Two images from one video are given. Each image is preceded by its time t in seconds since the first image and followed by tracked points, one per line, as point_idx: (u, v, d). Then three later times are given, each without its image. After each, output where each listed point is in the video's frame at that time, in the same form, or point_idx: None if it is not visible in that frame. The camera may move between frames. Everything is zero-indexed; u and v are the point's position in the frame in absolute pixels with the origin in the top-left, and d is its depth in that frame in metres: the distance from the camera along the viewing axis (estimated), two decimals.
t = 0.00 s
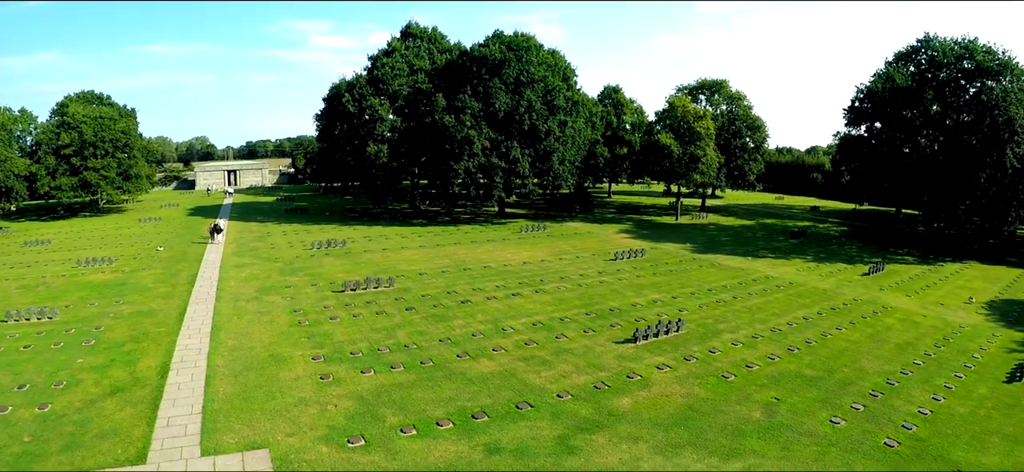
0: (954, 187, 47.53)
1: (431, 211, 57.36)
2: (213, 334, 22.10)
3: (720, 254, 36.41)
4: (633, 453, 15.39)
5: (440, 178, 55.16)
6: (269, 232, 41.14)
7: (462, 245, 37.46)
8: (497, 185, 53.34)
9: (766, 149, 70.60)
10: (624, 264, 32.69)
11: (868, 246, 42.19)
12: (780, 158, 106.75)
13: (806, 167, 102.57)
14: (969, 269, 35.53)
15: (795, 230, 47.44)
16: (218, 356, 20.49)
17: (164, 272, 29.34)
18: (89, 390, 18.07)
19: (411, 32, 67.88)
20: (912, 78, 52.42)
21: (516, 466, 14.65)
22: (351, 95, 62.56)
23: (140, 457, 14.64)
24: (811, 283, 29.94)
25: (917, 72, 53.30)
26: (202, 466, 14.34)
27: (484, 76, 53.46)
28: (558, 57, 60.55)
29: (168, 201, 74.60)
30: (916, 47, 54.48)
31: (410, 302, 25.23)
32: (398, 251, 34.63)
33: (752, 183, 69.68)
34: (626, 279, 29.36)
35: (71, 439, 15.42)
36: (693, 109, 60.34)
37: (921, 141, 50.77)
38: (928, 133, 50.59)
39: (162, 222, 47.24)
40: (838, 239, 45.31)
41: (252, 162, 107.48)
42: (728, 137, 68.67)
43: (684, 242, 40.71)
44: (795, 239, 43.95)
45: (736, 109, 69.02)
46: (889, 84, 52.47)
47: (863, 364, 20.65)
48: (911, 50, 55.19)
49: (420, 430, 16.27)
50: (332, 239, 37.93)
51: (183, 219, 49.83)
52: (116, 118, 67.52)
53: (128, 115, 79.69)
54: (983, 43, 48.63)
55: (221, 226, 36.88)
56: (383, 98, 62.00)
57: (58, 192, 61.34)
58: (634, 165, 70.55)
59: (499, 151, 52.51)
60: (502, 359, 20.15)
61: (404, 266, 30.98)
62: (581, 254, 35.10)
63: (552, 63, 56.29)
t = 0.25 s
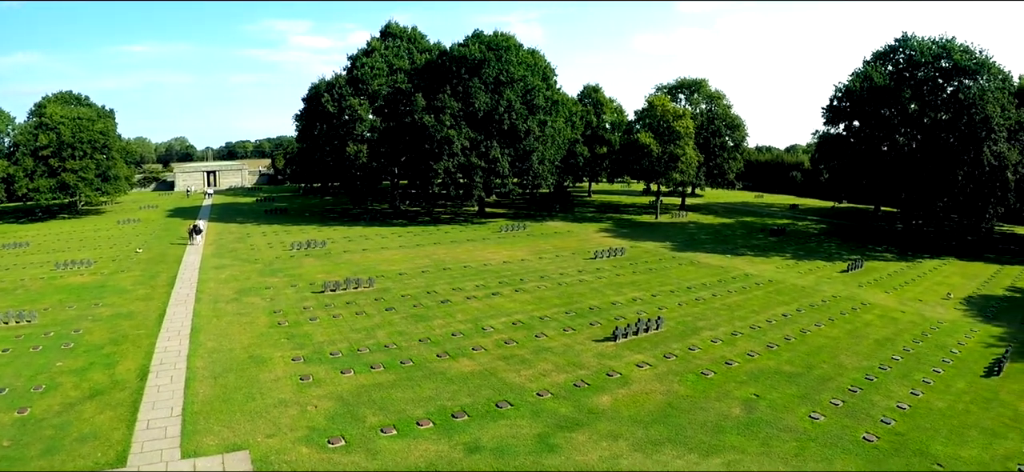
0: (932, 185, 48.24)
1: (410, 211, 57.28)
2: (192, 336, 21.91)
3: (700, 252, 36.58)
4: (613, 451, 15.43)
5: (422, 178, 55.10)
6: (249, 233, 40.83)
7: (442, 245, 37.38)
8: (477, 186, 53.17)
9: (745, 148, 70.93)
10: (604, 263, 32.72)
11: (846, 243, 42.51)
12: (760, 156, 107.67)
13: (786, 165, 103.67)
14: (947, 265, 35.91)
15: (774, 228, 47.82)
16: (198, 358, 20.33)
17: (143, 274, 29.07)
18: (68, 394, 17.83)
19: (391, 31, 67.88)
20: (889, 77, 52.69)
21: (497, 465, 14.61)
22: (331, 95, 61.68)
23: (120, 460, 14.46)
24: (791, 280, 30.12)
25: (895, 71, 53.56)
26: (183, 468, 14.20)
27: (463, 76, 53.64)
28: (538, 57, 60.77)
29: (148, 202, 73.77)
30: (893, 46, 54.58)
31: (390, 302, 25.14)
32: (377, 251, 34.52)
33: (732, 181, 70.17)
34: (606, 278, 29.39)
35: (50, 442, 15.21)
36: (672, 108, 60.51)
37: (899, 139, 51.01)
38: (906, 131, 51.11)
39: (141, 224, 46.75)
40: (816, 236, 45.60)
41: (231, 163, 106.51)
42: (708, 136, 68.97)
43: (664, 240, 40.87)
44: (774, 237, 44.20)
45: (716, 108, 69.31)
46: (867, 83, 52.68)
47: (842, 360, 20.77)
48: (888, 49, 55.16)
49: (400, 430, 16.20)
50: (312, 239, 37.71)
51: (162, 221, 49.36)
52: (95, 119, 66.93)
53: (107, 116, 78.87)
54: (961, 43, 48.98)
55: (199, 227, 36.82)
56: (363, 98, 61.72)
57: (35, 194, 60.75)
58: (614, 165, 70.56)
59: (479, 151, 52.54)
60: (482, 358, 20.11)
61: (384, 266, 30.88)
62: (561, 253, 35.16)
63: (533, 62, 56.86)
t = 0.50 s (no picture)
0: (910, 183, 48.92)
1: (390, 212, 57.14)
2: (172, 339, 21.72)
3: (680, 251, 36.73)
4: (593, 449, 15.45)
5: (400, 180, 53.56)
6: (229, 236, 40.49)
7: (422, 245, 37.31)
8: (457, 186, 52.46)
9: (725, 148, 71.20)
10: (584, 262, 32.76)
11: (825, 241, 42.83)
12: (740, 154, 108.40)
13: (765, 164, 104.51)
14: (925, 262, 36.31)
15: (754, 226, 48.11)
16: (177, 361, 20.16)
17: (123, 277, 28.79)
18: (47, 399, 17.58)
19: (371, 32, 67.63)
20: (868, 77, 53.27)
21: (478, 464, 14.59)
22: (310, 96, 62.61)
23: (100, 464, 14.29)
24: (770, 278, 30.30)
25: (874, 70, 53.95)
26: None
27: (443, 76, 53.44)
28: (518, 57, 60.61)
29: (127, 205, 72.89)
30: (871, 45, 55.31)
31: (370, 303, 25.06)
32: (358, 253, 34.43)
33: (712, 180, 70.61)
34: (586, 277, 29.45)
35: (31, 448, 14.98)
36: (652, 107, 60.58)
37: (877, 137, 51.52)
38: (884, 130, 51.57)
39: (120, 227, 46.20)
40: (796, 234, 45.89)
41: (211, 164, 105.32)
42: (687, 136, 69.41)
43: (644, 239, 40.99)
44: (753, 235, 44.47)
45: (695, 107, 69.78)
46: (845, 82, 53.38)
47: (822, 356, 20.90)
48: (867, 48, 55.89)
49: (381, 430, 16.14)
50: (292, 241, 37.47)
51: (142, 223, 48.83)
52: (73, 121, 66.26)
53: (85, 118, 77.96)
54: (938, 42, 49.76)
55: (180, 229, 36.81)
56: (342, 99, 62.74)
57: (13, 197, 59.60)
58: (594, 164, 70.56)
59: (459, 151, 51.84)
60: (463, 358, 20.07)
61: (364, 267, 30.75)
62: (541, 252, 35.20)
63: (512, 63, 57.05)
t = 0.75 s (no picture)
0: (889, 180, 49.66)
1: (371, 212, 56.88)
2: (151, 342, 21.54)
3: (660, 250, 36.85)
4: (573, 447, 15.49)
5: (380, 180, 53.35)
6: (209, 238, 40.16)
7: (402, 246, 37.22)
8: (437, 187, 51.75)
9: (703, 147, 71.91)
10: (564, 262, 32.79)
11: (804, 239, 43.21)
12: (720, 154, 109.06)
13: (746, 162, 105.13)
14: (903, 259, 36.71)
15: (734, 225, 48.49)
16: (157, 364, 19.99)
17: (102, 280, 28.53)
18: (26, 403, 17.33)
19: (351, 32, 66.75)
20: (846, 76, 53.31)
21: (458, 464, 14.57)
22: (290, 97, 61.94)
23: (79, 469, 14.12)
24: (750, 276, 30.49)
25: (852, 70, 54.08)
26: None
27: (423, 77, 53.36)
28: (497, 57, 60.83)
29: (106, 207, 71.93)
30: (849, 45, 55.44)
31: (351, 303, 24.97)
32: (338, 253, 34.32)
33: (692, 179, 71.02)
34: (567, 276, 29.50)
35: (10, 453, 14.76)
36: (632, 107, 60.95)
37: (857, 136, 51.71)
38: (863, 128, 52.00)
39: (100, 230, 45.65)
40: (775, 232, 46.27)
41: (191, 166, 104.32)
42: (667, 135, 69.72)
43: (624, 238, 41.09)
44: (732, 233, 44.79)
45: (675, 107, 70.14)
46: (824, 81, 53.34)
47: (801, 353, 21.04)
48: (846, 48, 55.89)
49: (361, 431, 16.09)
50: (272, 242, 37.24)
51: (122, 226, 48.30)
52: (50, 122, 65.31)
53: (62, 119, 76.84)
54: (916, 41, 50.32)
55: (159, 230, 36.71)
56: (323, 99, 61.73)
57: None
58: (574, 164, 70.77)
59: (439, 151, 51.74)
60: (443, 357, 20.05)
61: (345, 268, 30.62)
62: (521, 252, 35.22)
63: (492, 63, 57.39)
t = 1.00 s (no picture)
0: (868, 179, 49.85)
1: (352, 213, 56.60)
2: (131, 345, 21.36)
3: (640, 249, 37.02)
4: (554, 445, 15.55)
5: (361, 180, 54.02)
6: (188, 239, 39.85)
7: (383, 246, 37.12)
8: (418, 187, 51.68)
9: (683, 146, 72.34)
10: (545, 261, 32.81)
11: (783, 237, 43.54)
12: (701, 153, 109.75)
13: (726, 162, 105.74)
14: (882, 257, 37.11)
15: (714, 224, 48.81)
16: (137, 366, 19.81)
17: (81, 283, 28.24)
18: (5, 408, 17.09)
19: (331, 33, 65.53)
20: (825, 76, 54.42)
21: (438, 464, 14.57)
22: (269, 97, 60.55)
23: None
24: (729, 275, 30.69)
25: (831, 70, 54.93)
26: None
27: (404, 76, 52.98)
28: (478, 56, 60.99)
29: (85, 209, 71.05)
30: (828, 46, 56.37)
31: (331, 304, 24.89)
32: (319, 254, 34.20)
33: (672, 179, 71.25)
34: (547, 276, 29.53)
35: None
36: (612, 107, 61.25)
37: (835, 136, 52.29)
38: (841, 128, 52.69)
39: (78, 232, 45.12)
40: (755, 231, 46.59)
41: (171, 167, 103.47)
42: (647, 135, 70.00)
43: (605, 238, 41.21)
44: (712, 232, 45.03)
45: (655, 107, 70.72)
46: (804, 82, 54.47)
47: (780, 350, 21.20)
48: (825, 48, 56.90)
49: (342, 431, 16.05)
50: (252, 244, 37.03)
51: (101, 228, 47.79)
52: (28, 124, 64.58)
53: (40, 121, 75.94)
54: (893, 42, 51.12)
55: (138, 233, 36.68)
56: (302, 99, 60.24)
57: None
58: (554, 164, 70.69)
59: (419, 151, 51.79)
60: (423, 357, 20.04)
61: (325, 269, 30.50)
62: (502, 252, 35.24)
63: (472, 63, 57.44)
